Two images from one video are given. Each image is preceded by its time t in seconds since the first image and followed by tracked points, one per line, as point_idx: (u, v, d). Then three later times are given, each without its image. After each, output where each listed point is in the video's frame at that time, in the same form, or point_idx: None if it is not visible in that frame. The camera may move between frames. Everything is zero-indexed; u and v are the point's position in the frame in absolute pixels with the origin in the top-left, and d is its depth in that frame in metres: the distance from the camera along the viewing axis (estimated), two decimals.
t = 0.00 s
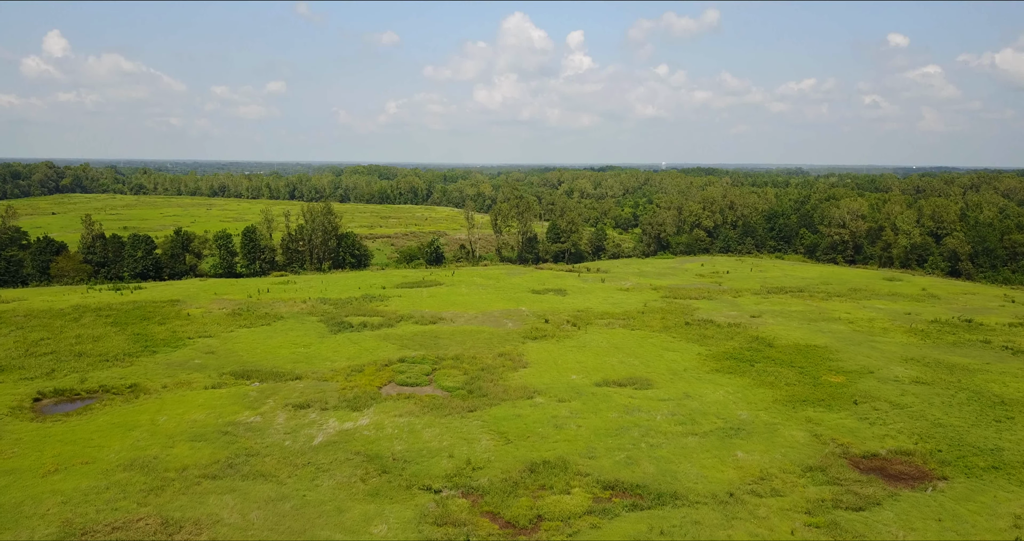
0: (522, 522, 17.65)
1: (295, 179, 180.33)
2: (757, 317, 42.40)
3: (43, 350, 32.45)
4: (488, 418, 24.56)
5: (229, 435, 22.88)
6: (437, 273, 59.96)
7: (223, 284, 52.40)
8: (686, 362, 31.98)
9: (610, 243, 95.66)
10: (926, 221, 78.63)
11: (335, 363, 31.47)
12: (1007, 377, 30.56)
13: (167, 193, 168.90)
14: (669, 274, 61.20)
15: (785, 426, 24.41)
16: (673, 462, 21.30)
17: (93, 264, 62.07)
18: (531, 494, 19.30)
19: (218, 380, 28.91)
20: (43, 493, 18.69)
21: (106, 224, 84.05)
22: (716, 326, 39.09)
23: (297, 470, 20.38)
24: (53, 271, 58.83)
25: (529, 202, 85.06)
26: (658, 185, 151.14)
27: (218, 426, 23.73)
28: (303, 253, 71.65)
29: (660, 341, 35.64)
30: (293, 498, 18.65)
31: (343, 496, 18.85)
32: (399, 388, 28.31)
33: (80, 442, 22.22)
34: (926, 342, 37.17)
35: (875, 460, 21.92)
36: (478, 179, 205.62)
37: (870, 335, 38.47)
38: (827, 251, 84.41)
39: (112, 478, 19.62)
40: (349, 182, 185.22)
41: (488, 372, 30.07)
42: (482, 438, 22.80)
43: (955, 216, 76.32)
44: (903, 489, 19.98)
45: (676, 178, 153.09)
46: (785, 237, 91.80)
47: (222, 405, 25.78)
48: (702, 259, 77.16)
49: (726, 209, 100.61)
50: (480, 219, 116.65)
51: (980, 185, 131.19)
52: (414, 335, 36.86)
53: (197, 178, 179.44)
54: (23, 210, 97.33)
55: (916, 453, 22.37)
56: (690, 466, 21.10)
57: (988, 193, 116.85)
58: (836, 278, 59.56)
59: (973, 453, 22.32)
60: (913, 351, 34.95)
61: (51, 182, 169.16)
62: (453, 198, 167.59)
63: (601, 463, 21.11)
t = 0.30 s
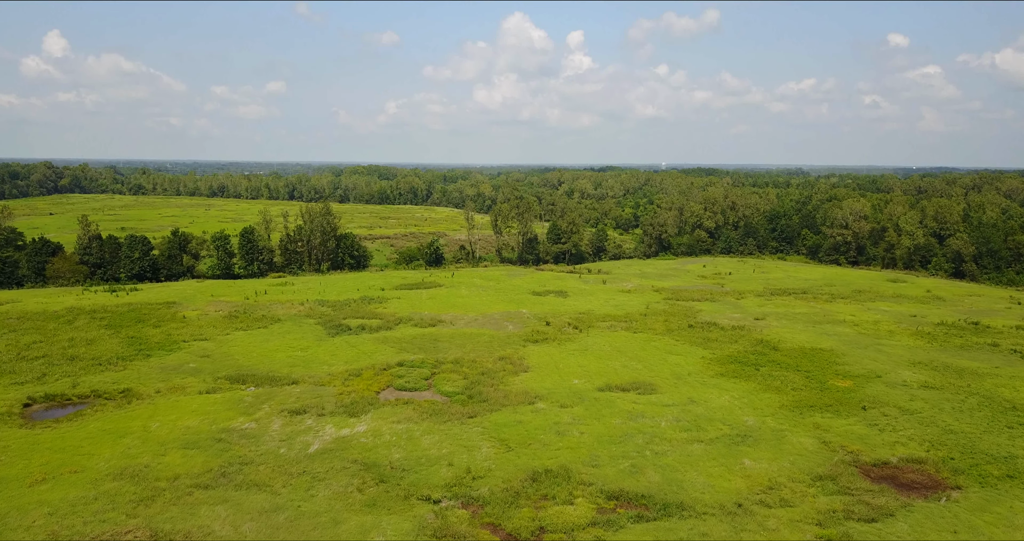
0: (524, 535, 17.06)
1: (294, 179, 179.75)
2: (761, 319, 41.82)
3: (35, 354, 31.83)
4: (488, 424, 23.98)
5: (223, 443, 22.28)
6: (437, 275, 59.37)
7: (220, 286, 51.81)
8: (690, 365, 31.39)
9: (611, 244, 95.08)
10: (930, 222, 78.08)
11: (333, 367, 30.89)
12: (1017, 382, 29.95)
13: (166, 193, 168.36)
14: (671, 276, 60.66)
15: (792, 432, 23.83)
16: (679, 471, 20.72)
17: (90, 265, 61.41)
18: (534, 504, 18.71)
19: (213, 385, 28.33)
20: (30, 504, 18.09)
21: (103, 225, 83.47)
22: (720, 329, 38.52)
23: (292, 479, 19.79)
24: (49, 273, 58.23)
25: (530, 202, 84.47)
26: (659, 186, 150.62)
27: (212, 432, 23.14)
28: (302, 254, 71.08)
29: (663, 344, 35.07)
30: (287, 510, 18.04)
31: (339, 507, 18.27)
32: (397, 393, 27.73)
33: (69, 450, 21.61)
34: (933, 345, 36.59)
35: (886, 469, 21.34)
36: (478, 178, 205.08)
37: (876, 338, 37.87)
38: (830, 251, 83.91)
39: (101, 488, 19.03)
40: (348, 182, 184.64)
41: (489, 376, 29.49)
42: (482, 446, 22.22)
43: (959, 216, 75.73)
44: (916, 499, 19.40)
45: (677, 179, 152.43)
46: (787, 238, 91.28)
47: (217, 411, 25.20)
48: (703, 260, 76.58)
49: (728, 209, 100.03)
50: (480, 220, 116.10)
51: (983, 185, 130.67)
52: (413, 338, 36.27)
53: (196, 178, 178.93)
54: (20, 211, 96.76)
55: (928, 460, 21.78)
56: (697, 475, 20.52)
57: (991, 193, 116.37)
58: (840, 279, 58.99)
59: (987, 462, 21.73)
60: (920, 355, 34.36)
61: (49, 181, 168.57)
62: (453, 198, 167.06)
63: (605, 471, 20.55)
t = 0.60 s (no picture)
0: None
1: (294, 180, 179.22)
2: (765, 322, 41.28)
3: (27, 358, 31.24)
4: (489, 431, 23.40)
5: (216, 450, 21.70)
6: (436, 276, 58.80)
7: (217, 287, 51.22)
8: (694, 369, 30.82)
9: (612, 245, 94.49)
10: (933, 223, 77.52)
11: (330, 371, 30.31)
12: None
13: (165, 193, 167.86)
14: (673, 277, 60.08)
15: (800, 439, 23.27)
16: (685, 479, 20.14)
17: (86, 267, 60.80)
18: (535, 515, 18.13)
19: (208, 389, 27.75)
20: (15, 515, 17.52)
21: (100, 226, 82.91)
22: (724, 332, 37.93)
23: (287, 489, 19.21)
24: (45, 274, 57.64)
25: (530, 202, 83.96)
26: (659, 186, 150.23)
27: (205, 439, 22.57)
28: (300, 255, 70.51)
29: (666, 347, 34.50)
30: (281, 521, 17.44)
31: (335, 518, 17.68)
32: (396, 398, 27.15)
33: (58, 457, 21.03)
34: (940, 348, 36.03)
35: (897, 477, 20.78)
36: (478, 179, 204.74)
37: (883, 341, 37.30)
38: (833, 252, 83.40)
39: (90, 498, 18.45)
40: (348, 182, 184.08)
41: (489, 380, 28.90)
42: (483, 453, 21.64)
43: (962, 217, 75.18)
44: (929, 509, 18.85)
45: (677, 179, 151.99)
46: (789, 239, 90.73)
47: (211, 416, 24.62)
48: (705, 261, 75.97)
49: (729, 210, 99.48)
50: (479, 221, 115.57)
51: (985, 185, 130.13)
52: (412, 341, 35.69)
53: (195, 178, 178.43)
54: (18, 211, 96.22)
55: (940, 468, 21.22)
56: (704, 484, 19.93)
57: (993, 193, 115.85)
58: (843, 281, 58.43)
59: (1000, 470, 21.17)
60: (927, 358, 33.78)
61: (48, 182, 168.07)
62: (453, 199, 166.53)
63: (608, 480, 19.98)
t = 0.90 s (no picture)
0: None
1: (293, 180, 178.71)
2: (769, 324, 40.70)
3: (19, 361, 30.68)
4: (489, 437, 22.84)
5: (209, 458, 21.11)
6: (436, 277, 58.26)
7: (214, 289, 50.66)
8: (698, 374, 30.26)
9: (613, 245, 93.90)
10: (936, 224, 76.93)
11: (327, 375, 29.73)
12: None
13: (164, 193, 167.31)
14: (675, 278, 59.49)
15: (808, 446, 22.72)
16: (691, 489, 19.56)
17: (83, 268, 60.24)
18: (537, 526, 17.56)
19: (202, 394, 27.18)
20: None
21: (98, 226, 82.37)
22: (727, 334, 37.37)
23: (281, 498, 18.63)
24: (41, 275, 57.08)
25: (530, 203, 83.42)
26: (660, 187, 149.69)
27: (198, 446, 22.01)
28: (298, 256, 69.99)
29: (669, 350, 33.96)
30: (274, 532, 16.86)
31: (331, 529, 17.11)
32: (394, 403, 26.58)
33: (46, 465, 20.46)
34: (947, 351, 35.46)
35: (908, 486, 20.23)
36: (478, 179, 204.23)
37: (889, 344, 36.71)
38: (835, 253, 82.88)
39: (77, 509, 17.87)
40: (347, 183, 183.50)
41: (489, 385, 28.33)
42: (483, 461, 21.08)
43: (965, 218, 74.61)
44: (943, 520, 18.28)
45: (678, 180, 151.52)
46: (791, 240, 90.17)
47: (205, 422, 24.04)
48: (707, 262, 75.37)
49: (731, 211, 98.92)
50: (479, 221, 115.02)
51: (986, 186, 129.59)
52: (411, 344, 35.11)
53: (194, 179, 177.98)
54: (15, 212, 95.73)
55: (953, 477, 20.65)
56: (711, 493, 19.35)
57: (996, 194, 115.23)
58: (847, 282, 57.85)
59: (1015, 478, 20.59)
60: (935, 362, 33.22)
61: (46, 182, 167.52)
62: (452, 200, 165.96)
63: (612, 489, 19.42)
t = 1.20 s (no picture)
0: None
1: (293, 181, 178.18)
2: (773, 326, 40.16)
3: (9, 365, 30.10)
4: (489, 444, 22.31)
5: (202, 466, 20.54)
6: (435, 279, 57.72)
7: (211, 290, 50.14)
8: (702, 377, 29.72)
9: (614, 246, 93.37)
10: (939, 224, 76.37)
11: (324, 379, 29.18)
12: None
13: (163, 193, 166.70)
14: (677, 280, 58.92)
15: (816, 452, 22.19)
16: (697, 498, 19.01)
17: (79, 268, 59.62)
18: (539, 537, 17.00)
19: (196, 399, 26.63)
20: None
21: (95, 227, 81.79)
22: (731, 337, 36.84)
23: (274, 508, 18.07)
24: (37, 276, 56.49)
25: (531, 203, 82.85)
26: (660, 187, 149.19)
27: (191, 453, 21.46)
28: (297, 256, 69.51)
29: (672, 353, 33.42)
30: None
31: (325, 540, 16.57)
32: (392, 408, 26.03)
33: (34, 473, 19.92)
34: (954, 354, 34.91)
35: (920, 494, 19.70)
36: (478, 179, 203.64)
37: (895, 347, 36.14)
38: (837, 254, 82.38)
39: (63, 520, 17.30)
40: (347, 183, 182.92)
41: (489, 389, 27.79)
42: (483, 468, 20.54)
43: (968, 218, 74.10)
44: (957, 530, 17.73)
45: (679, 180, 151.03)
46: (793, 240, 89.63)
47: (198, 428, 23.49)
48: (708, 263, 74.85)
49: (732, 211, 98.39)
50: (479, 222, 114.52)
51: (988, 186, 129.12)
52: (409, 347, 34.56)
53: (193, 179, 177.41)
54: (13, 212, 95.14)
55: (966, 485, 20.11)
56: (717, 502, 18.80)
57: (998, 194, 114.60)
58: (850, 283, 57.32)
59: None
60: (942, 365, 32.67)
61: (45, 182, 166.89)
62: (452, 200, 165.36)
63: (616, 498, 18.87)
